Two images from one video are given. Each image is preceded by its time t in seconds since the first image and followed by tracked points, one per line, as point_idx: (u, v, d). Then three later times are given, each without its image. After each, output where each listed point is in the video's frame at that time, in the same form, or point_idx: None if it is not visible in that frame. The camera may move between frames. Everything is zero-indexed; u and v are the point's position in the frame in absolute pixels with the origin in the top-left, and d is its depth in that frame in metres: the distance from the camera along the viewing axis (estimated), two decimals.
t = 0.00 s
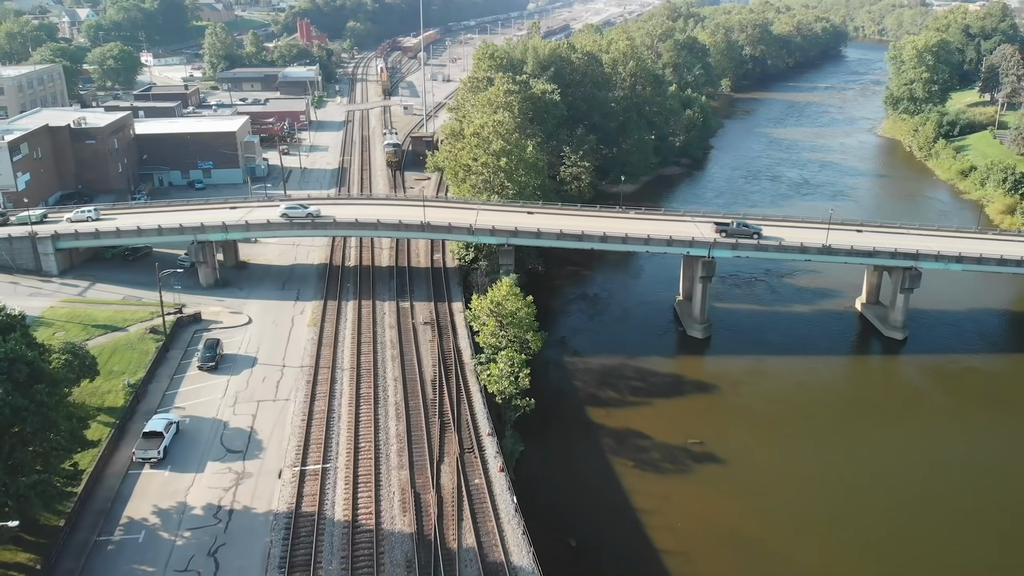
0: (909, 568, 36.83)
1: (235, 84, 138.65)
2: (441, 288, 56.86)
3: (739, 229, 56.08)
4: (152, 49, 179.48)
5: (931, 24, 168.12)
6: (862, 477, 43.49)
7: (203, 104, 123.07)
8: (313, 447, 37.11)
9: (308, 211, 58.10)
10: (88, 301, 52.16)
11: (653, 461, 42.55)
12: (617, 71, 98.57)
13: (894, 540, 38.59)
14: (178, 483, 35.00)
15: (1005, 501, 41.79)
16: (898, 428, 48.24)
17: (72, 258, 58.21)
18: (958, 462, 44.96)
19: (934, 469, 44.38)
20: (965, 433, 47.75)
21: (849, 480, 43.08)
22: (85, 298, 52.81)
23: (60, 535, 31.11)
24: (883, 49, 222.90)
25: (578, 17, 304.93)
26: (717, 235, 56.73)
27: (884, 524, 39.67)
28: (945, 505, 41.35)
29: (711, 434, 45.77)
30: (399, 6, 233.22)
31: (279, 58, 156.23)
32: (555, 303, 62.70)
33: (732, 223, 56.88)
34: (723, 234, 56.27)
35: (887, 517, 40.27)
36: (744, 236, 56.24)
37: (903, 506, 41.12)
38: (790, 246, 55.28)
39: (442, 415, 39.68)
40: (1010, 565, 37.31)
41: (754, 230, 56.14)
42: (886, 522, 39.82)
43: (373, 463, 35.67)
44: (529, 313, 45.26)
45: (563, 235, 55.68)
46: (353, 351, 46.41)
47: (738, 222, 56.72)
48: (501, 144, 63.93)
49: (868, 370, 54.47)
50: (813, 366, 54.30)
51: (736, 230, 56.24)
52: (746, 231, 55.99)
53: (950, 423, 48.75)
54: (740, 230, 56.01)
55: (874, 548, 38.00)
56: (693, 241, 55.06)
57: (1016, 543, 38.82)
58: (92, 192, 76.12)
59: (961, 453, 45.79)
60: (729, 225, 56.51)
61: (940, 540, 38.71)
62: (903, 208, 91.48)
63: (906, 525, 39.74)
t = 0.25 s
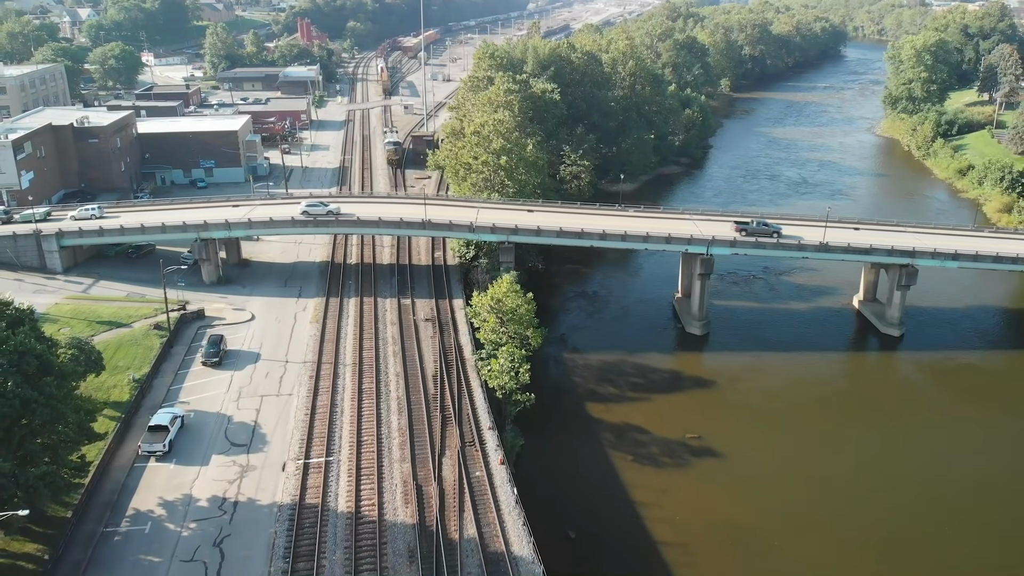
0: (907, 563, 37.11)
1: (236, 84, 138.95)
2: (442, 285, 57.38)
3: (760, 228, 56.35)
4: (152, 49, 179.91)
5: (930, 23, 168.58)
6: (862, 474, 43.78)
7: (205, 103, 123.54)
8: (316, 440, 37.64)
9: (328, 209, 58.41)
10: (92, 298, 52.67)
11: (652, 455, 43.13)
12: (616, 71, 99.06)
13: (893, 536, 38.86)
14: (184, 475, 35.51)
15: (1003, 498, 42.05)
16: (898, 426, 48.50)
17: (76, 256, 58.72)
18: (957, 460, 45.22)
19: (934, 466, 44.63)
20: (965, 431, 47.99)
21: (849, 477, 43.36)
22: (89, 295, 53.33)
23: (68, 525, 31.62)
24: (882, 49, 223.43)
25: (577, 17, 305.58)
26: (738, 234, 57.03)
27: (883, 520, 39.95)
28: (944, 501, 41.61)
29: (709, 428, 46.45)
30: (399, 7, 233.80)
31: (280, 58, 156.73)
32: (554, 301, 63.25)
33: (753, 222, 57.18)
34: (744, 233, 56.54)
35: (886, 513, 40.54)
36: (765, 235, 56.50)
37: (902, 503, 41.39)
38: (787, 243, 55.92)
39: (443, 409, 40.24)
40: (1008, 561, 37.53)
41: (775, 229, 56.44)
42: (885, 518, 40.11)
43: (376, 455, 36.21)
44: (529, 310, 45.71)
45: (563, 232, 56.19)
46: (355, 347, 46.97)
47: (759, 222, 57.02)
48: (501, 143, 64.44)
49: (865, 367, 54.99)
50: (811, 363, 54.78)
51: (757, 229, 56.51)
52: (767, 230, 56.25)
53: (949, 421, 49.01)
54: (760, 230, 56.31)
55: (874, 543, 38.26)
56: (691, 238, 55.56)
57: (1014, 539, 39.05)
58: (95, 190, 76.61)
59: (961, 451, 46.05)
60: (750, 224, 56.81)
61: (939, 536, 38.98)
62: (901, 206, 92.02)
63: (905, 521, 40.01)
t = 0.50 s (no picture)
0: (905, 558, 37.50)
1: (236, 83, 139.29)
2: (443, 282, 57.94)
3: (782, 227, 57.11)
4: (153, 48, 180.36)
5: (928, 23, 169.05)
6: (862, 470, 44.15)
7: (206, 103, 124.00)
8: (319, 434, 38.22)
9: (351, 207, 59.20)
10: (97, 295, 53.21)
11: (650, 450, 43.70)
12: (616, 70, 99.57)
13: (891, 531, 39.25)
14: (189, 468, 36.02)
15: (1001, 494, 42.43)
16: (898, 423, 48.87)
17: (80, 254, 59.25)
18: (956, 456, 45.60)
19: (933, 462, 44.99)
20: (964, 428, 48.37)
21: (849, 474, 43.71)
22: (93, 292, 53.85)
23: (75, 516, 32.15)
24: (881, 49, 223.91)
25: (577, 17, 306.18)
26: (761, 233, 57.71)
27: (881, 516, 40.34)
28: (942, 497, 42.00)
29: (707, 422, 47.09)
30: (399, 7, 234.36)
31: (280, 58, 157.26)
32: (554, 298, 63.82)
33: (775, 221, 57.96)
34: (767, 232, 57.26)
35: (884, 508, 40.95)
36: (786, 234, 57.25)
37: (901, 499, 41.76)
38: (784, 241, 56.65)
39: (444, 404, 40.80)
40: (1004, 557, 37.89)
41: (797, 228, 57.19)
42: (884, 514, 40.50)
43: (378, 448, 36.76)
44: (529, 306, 46.21)
45: (563, 230, 56.77)
46: (357, 344, 47.52)
47: (781, 221, 57.79)
48: (501, 142, 65.02)
49: (862, 363, 55.52)
50: (808, 359, 55.34)
51: (779, 228, 57.27)
52: (789, 230, 57.00)
53: (949, 418, 49.37)
54: (782, 229, 57.04)
55: (872, 538, 38.67)
56: (689, 236, 56.13)
57: (1011, 535, 39.40)
58: (97, 189, 77.09)
59: (959, 448, 46.42)
60: (772, 223, 57.57)
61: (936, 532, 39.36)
62: (899, 205, 92.54)
63: (903, 516, 40.41)
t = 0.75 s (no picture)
0: (905, 555, 37.72)
1: (237, 83, 139.63)
2: (444, 280, 58.36)
3: (802, 226, 57.62)
4: (153, 49, 180.71)
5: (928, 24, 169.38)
6: (862, 467, 44.44)
7: (207, 102, 124.38)
8: (322, 428, 38.69)
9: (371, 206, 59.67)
10: (100, 292, 53.66)
11: (650, 445, 44.16)
12: (615, 70, 99.95)
13: (892, 528, 39.50)
14: (193, 463, 36.42)
15: (1000, 491, 42.72)
16: (898, 422, 49.17)
17: (83, 252, 59.68)
18: (956, 454, 45.87)
19: (933, 460, 45.28)
20: (962, 425, 48.77)
21: (850, 470, 44.02)
22: (97, 289, 54.31)
23: (81, 509, 32.58)
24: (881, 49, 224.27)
25: (577, 17, 306.66)
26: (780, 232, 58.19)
27: (883, 513, 40.59)
28: (942, 495, 42.25)
29: (705, 418, 47.61)
30: (399, 7, 234.81)
31: (281, 58, 157.71)
32: (554, 296, 64.26)
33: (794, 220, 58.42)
34: (787, 231, 57.75)
35: (886, 505, 41.21)
36: (806, 234, 57.74)
37: (901, 496, 42.04)
38: (782, 239, 57.11)
39: (445, 400, 41.29)
40: (1003, 554, 38.13)
41: (817, 228, 57.66)
42: (885, 510, 40.79)
43: (380, 443, 37.20)
44: (529, 304, 46.51)
45: (562, 228, 57.20)
46: (359, 340, 47.97)
47: (799, 220, 58.30)
48: (501, 141, 65.45)
49: (860, 360, 55.94)
50: (806, 356, 55.79)
51: (798, 227, 57.80)
52: (809, 230, 57.51)
53: (949, 416, 49.61)
54: (802, 228, 57.56)
55: (871, 532, 39.11)
56: (688, 234, 56.63)
57: (1010, 531, 39.66)
58: (100, 188, 77.50)
59: (959, 446, 46.70)
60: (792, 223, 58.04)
61: (935, 528, 39.66)
62: (898, 204, 92.94)
63: (905, 513, 40.64)
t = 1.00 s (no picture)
0: (903, 550, 37.99)
1: (238, 83, 140.02)
2: (445, 278, 58.83)
3: (824, 226, 58.00)
4: (154, 49, 181.07)
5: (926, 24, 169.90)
6: (861, 464, 44.72)
7: (208, 102, 124.80)
8: (324, 424, 39.10)
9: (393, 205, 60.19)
10: (104, 290, 54.12)
11: (649, 440, 44.65)
12: (615, 70, 100.38)
13: (890, 524, 39.76)
14: (197, 457, 36.88)
15: (999, 487, 42.97)
16: (898, 419, 49.45)
17: (86, 250, 60.13)
18: (955, 451, 46.16)
19: (932, 458, 45.53)
20: (958, 422, 49.14)
21: (849, 467, 44.29)
22: (100, 287, 54.74)
23: (87, 502, 33.04)
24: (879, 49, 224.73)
25: (576, 18, 307.28)
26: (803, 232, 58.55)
27: (881, 509, 40.86)
28: (940, 491, 42.50)
29: (704, 414, 48.10)
30: (399, 7, 235.30)
31: (282, 58, 158.21)
32: (554, 294, 64.75)
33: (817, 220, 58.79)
34: (809, 231, 58.11)
35: (884, 501, 41.49)
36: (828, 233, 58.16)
37: (900, 492, 42.30)
38: (780, 237, 57.62)
39: (446, 396, 41.74)
40: (1001, 549, 38.35)
41: (839, 228, 58.07)
42: (883, 506, 41.05)
43: (381, 438, 37.67)
44: (529, 301, 46.82)
45: (562, 226, 57.67)
46: (360, 337, 48.45)
47: (822, 220, 58.66)
48: (501, 140, 65.90)
49: (858, 358, 56.41)
50: (803, 354, 56.21)
51: (821, 227, 58.15)
52: (831, 230, 57.95)
53: (948, 414, 49.88)
54: (825, 228, 57.95)
55: (867, 527, 39.44)
56: (687, 232, 57.26)
57: (1008, 527, 39.88)
58: (102, 187, 77.94)
59: (959, 443, 46.95)
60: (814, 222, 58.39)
61: (933, 523, 39.92)
62: (897, 203, 93.47)
63: (903, 510, 40.89)
